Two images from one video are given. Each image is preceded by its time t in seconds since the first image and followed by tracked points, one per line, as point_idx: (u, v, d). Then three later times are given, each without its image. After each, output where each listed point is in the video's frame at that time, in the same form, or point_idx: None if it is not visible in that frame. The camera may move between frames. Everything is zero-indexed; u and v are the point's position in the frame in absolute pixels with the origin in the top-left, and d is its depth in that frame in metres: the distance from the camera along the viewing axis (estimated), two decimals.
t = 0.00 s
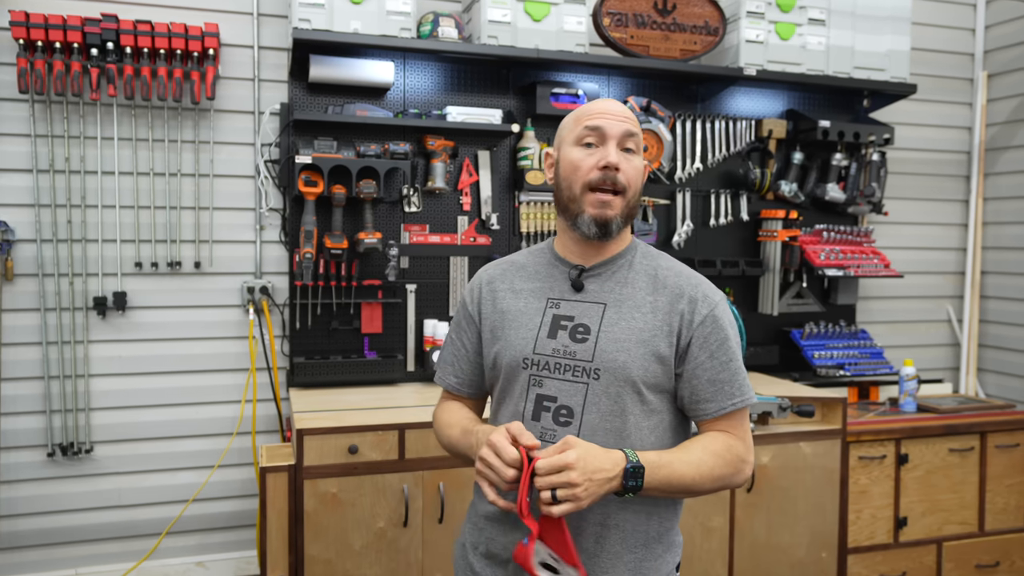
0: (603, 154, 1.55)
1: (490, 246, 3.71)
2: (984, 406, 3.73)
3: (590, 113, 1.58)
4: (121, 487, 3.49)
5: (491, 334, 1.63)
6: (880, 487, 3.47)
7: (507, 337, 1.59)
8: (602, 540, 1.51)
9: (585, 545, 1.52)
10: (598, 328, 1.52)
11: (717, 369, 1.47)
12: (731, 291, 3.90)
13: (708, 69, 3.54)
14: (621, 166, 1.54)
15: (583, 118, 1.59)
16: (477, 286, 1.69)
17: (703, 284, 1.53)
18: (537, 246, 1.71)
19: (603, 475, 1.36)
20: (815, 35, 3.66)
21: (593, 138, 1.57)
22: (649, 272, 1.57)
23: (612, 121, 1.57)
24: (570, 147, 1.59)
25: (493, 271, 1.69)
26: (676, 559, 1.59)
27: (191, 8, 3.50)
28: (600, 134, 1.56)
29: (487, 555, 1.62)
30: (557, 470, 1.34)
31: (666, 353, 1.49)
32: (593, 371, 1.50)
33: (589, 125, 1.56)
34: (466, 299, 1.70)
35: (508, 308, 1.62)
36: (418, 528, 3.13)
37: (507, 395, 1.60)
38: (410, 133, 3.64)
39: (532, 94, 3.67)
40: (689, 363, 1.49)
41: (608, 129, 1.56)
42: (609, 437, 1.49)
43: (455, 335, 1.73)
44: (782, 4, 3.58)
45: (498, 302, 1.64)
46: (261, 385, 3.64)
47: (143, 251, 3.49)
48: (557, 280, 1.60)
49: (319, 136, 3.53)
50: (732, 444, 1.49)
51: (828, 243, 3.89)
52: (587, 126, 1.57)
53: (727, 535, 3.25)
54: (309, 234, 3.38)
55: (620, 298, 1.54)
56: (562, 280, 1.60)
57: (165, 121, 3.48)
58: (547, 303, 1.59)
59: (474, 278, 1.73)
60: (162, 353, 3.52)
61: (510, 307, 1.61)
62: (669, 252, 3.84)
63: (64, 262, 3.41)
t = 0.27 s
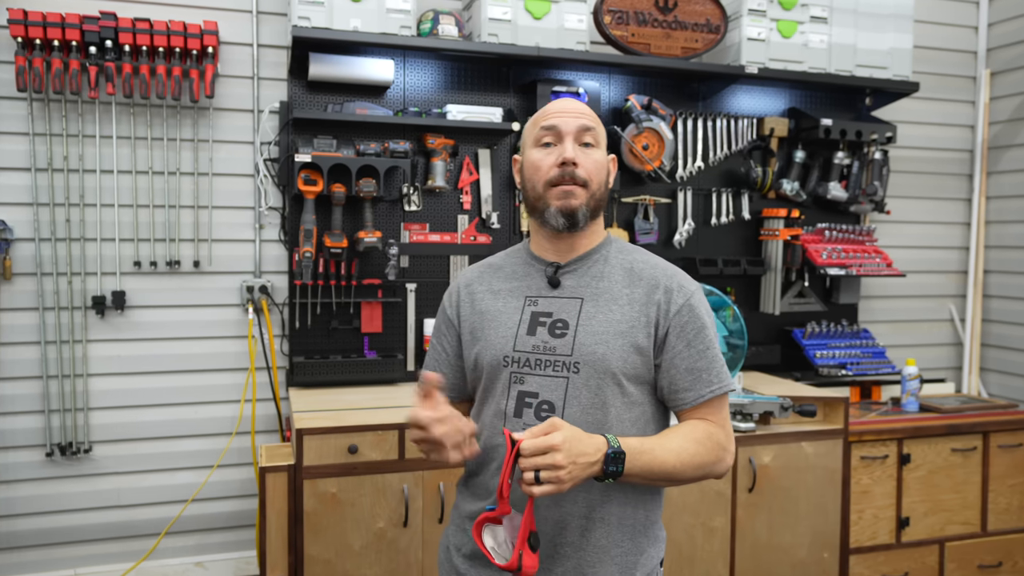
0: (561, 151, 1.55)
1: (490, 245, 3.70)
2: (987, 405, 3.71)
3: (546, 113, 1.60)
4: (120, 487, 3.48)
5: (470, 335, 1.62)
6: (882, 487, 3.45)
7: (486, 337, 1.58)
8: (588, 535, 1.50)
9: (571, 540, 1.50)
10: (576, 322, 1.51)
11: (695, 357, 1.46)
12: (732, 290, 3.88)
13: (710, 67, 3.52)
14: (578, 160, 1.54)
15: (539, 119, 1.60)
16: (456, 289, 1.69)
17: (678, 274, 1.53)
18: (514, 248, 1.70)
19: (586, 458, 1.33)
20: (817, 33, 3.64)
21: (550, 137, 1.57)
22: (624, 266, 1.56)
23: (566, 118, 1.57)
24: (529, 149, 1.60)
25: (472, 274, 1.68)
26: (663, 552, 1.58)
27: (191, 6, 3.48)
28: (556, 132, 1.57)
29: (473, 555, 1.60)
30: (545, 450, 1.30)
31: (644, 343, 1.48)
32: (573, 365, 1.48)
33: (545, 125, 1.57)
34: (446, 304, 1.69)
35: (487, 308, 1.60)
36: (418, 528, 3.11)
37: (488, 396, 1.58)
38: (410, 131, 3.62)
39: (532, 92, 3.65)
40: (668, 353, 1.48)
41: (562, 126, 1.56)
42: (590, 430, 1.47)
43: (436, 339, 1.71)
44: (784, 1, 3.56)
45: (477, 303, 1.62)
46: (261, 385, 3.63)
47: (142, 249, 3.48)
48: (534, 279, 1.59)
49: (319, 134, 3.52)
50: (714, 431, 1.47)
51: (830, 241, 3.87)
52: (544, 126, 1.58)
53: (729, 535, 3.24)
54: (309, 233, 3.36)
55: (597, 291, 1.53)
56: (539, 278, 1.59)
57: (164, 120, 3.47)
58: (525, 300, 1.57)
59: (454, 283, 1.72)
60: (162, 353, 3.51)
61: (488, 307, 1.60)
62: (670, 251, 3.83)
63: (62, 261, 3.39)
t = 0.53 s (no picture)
0: (531, 153, 1.53)
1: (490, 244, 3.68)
2: (989, 405, 3.70)
3: (514, 113, 1.56)
4: (118, 487, 3.46)
5: (442, 338, 1.60)
6: (884, 487, 3.43)
7: (459, 339, 1.56)
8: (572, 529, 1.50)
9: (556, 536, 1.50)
10: (548, 319, 1.51)
11: (668, 346, 1.48)
12: (734, 289, 3.87)
13: (711, 65, 3.51)
14: (550, 163, 1.52)
15: (508, 119, 1.57)
16: (424, 292, 1.66)
17: (646, 266, 1.54)
18: (482, 247, 1.68)
19: (581, 441, 1.31)
20: (819, 31, 3.62)
21: (520, 138, 1.54)
22: (593, 261, 1.56)
23: (536, 119, 1.54)
24: (498, 149, 1.57)
25: (440, 275, 1.66)
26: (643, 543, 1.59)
27: (189, 4, 3.46)
28: (526, 133, 1.54)
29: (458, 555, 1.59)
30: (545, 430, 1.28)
31: (617, 336, 1.49)
32: (547, 362, 1.48)
33: (514, 126, 1.54)
34: (415, 307, 1.67)
35: (458, 309, 1.59)
36: (418, 528, 3.10)
37: (464, 397, 1.57)
38: (410, 129, 3.60)
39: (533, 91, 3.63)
40: (640, 344, 1.49)
41: (532, 128, 1.54)
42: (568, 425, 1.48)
43: (406, 343, 1.68)
44: None
45: (447, 305, 1.61)
46: (260, 384, 3.61)
47: (141, 248, 3.46)
48: (504, 278, 1.58)
49: (319, 133, 3.50)
50: (693, 418, 1.48)
51: (832, 240, 3.85)
52: (513, 127, 1.54)
53: (730, 535, 3.22)
54: (308, 232, 3.35)
55: (567, 286, 1.53)
56: (509, 277, 1.58)
57: (163, 118, 3.45)
58: (496, 300, 1.56)
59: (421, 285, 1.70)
60: (161, 352, 3.49)
61: (459, 308, 1.59)
62: (671, 250, 3.82)
63: (61, 260, 3.38)
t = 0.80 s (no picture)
0: (486, 183, 1.48)
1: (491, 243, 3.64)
2: (992, 405, 3.68)
3: (469, 137, 1.48)
4: (117, 487, 3.44)
5: (418, 343, 1.58)
6: (886, 487, 3.42)
7: (434, 343, 1.55)
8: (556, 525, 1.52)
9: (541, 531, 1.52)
10: (522, 320, 1.51)
11: (640, 339, 1.49)
12: (735, 289, 3.85)
13: (712, 63, 3.49)
14: (505, 194, 1.48)
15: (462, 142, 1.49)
16: (395, 297, 1.64)
17: (614, 261, 1.55)
18: (449, 248, 1.66)
19: (547, 417, 1.35)
20: (821, 29, 3.60)
21: (475, 167, 1.48)
22: (562, 258, 1.56)
23: (489, 145, 1.47)
24: (455, 172, 1.52)
25: (409, 279, 1.64)
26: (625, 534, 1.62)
27: (188, 2, 3.44)
28: (480, 161, 1.48)
29: (445, 556, 1.59)
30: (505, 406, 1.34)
31: (590, 332, 1.50)
32: (524, 362, 1.49)
33: (468, 156, 1.47)
34: (386, 312, 1.64)
35: (432, 313, 1.57)
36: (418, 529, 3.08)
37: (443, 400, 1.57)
38: (410, 128, 3.59)
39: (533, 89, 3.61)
40: (613, 338, 1.51)
41: (485, 157, 1.47)
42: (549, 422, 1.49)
43: (379, 348, 1.66)
44: None
45: (421, 309, 1.59)
46: (259, 384, 3.59)
47: (139, 247, 3.44)
48: (475, 280, 1.57)
49: (318, 131, 3.48)
50: (662, 406, 1.49)
51: (834, 239, 3.83)
52: (466, 156, 1.48)
53: (731, 536, 3.20)
54: (308, 231, 3.33)
55: (539, 285, 1.53)
56: (481, 279, 1.57)
57: (161, 116, 3.43)
58: (469, 303, 1.55)
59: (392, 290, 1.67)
60: (160, 352, 3.47)
61: (433, 313, 1.57)
62: (672, 249, 3.80)
63: (59, 259, 3.36)
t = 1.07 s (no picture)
0: (463, 194, 1.46)
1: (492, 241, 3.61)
2: (995, 405, 3.66)
3: (443, 147, 1.45)
4: (115, 488, 3.43)
5: (403, 349, 1.57)
6: (888, 487, 3.40)
7: (420, 351, 1.54)
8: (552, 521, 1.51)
9: (539, 529, 1.51)
10: (508, 322, 1.51)
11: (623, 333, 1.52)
12: (736, 288, 3.83)
13: (713, 62, 3.47)
14: (481, 205, 1.46)
15: (437, 152, 1.46)
16: (374, 305, 1.62)
17: (591, 258, 1.56)
18: (425, 251, 1.64)
19: (545, 448, 1.35)
20: (823, 27, 3.58)
21: (450, 177, 1.46)
22: (542, 257, 1.57)
23: (464, 156, 1.44)
24: (430, 182, 1.49)
25: (388, 286, 1.62)
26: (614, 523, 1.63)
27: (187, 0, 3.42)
28: (455, 172, 1.45)
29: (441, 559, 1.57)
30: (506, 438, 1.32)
31: (575, 331, 1.51)
32: (513, 364, 1.50)
33: (443, 167, 1.44)
34: (366, 321, 1.62)
35: (415, 320, 1.56)
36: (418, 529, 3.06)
37: (431, 406, 1.56)
38: (410, 127, 3.58)
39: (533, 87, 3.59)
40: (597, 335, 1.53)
41: (460, 168, 1.44)
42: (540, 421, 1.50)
43: (361, 356, 1.63)
44: None
45: (403, 316, 1.57)
46: (258, 384, 3.57)
47: (138, 247, 3.43)
48: (458, 285, 1.56)
49: (317, 129, 3.46)
50: (642, 403, 1.50)
51: (836, 238, 3.81)
52: (440, 167, 1.45)
53: (733, 536, 3.19)
54: (307, 230, 3.32)
55: (522, 287, 1.53)
56: (464, 283, 1.56)
57: (160, 115, 3.41)
58: (452, 308, 1.54)
59: (369, 297, 1.65)
60: (158, 351, 3.46)
61: (416, 319, 1.56)
62: (673, 248, 3.78)
63: (56, 259, 3.34)
